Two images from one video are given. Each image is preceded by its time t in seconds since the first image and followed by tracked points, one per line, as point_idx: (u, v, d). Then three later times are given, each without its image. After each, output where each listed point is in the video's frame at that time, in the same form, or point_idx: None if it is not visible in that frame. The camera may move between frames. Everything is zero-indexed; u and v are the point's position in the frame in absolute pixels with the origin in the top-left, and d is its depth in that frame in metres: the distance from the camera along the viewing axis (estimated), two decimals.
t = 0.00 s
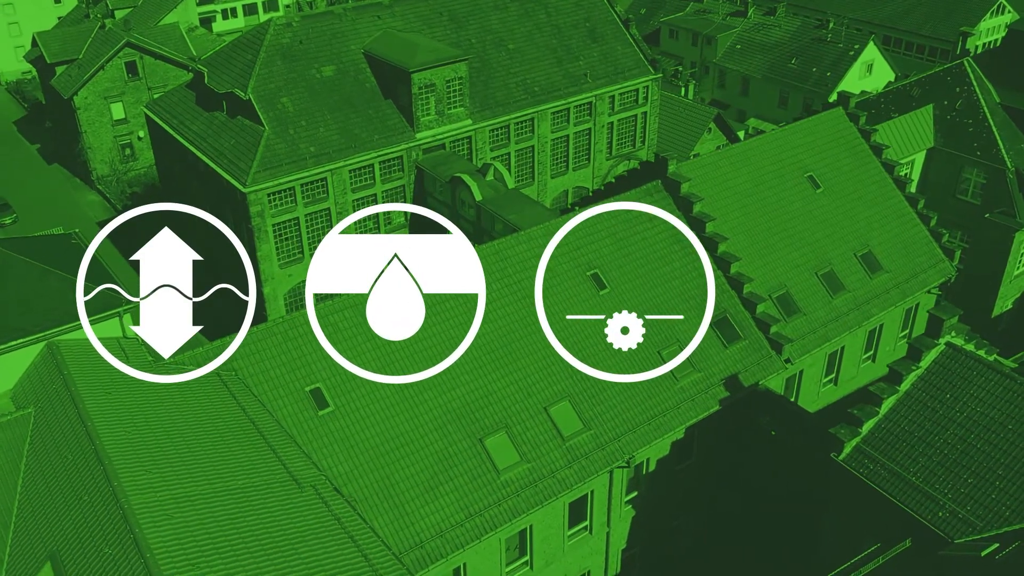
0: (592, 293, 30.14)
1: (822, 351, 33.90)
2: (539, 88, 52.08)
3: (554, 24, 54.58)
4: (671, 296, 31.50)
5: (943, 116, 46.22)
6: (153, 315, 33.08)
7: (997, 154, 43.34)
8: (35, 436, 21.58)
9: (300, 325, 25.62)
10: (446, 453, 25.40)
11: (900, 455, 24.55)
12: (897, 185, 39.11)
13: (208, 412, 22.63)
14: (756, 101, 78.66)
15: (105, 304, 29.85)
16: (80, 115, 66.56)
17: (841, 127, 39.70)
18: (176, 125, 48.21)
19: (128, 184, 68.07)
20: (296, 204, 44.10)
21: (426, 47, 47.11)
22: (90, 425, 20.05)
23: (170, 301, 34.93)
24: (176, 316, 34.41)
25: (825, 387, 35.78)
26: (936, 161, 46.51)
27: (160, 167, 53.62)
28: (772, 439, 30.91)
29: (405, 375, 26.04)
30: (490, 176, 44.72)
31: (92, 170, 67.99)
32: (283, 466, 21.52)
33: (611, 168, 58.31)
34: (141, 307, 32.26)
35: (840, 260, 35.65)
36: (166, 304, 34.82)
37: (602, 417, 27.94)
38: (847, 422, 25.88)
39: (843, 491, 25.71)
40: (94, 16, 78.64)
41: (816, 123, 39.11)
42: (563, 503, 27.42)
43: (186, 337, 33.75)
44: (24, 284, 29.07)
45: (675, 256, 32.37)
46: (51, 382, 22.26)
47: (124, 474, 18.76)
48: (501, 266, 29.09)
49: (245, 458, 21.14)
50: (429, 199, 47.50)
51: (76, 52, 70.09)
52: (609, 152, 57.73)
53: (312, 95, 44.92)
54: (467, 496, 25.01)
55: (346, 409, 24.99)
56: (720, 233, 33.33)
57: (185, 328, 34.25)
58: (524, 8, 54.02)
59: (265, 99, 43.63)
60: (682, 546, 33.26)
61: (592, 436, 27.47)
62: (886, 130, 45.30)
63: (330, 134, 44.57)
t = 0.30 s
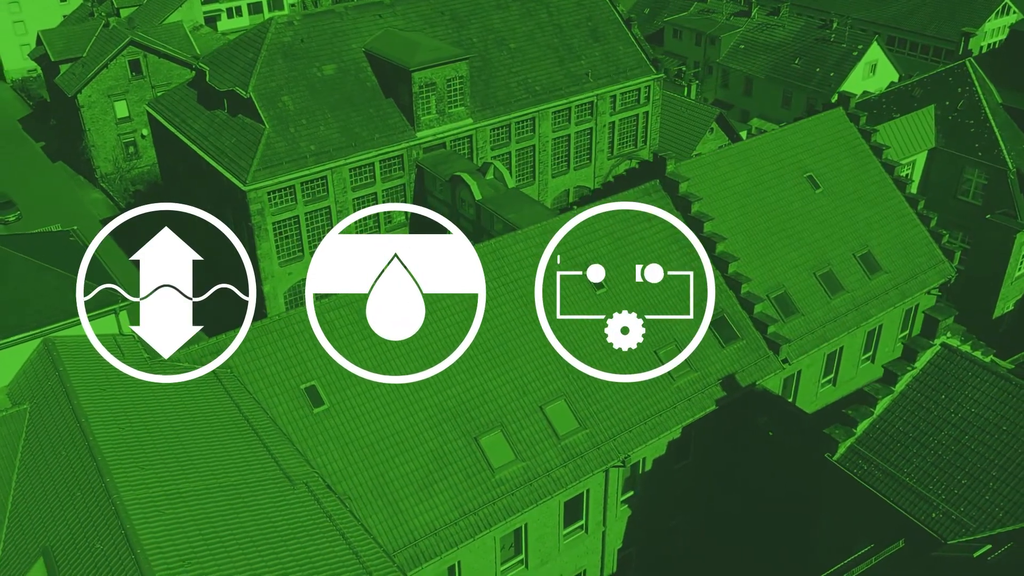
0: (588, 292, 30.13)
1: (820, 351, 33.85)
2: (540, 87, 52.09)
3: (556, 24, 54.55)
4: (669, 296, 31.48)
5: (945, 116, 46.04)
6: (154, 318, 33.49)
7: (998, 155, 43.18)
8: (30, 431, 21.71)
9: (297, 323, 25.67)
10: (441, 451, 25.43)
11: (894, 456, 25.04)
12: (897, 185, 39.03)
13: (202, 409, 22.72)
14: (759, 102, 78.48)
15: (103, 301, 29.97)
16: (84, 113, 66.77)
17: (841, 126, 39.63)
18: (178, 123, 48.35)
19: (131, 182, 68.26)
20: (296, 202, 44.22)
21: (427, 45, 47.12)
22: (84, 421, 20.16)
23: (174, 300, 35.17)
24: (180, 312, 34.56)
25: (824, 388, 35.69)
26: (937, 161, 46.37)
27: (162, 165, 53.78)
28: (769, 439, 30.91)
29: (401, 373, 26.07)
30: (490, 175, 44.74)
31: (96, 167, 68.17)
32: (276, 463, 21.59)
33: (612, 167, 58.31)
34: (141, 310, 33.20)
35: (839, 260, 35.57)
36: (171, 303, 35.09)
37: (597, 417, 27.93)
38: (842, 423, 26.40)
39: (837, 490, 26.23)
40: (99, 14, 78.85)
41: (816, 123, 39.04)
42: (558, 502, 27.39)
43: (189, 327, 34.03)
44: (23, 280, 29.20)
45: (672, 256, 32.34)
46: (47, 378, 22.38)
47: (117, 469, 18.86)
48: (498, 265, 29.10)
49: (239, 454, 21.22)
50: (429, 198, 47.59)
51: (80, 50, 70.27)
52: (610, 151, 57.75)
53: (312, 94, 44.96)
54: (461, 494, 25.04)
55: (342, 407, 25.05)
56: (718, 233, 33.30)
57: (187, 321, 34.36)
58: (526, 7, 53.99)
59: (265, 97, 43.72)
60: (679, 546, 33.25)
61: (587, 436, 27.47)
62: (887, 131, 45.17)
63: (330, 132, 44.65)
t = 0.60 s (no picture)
0: (585, 291, 30.13)
1: (819, 352, 33.77)
2: (541, 87, 52.09)
3: (558, 23, 54.51)
4: (666, 296, 31.46)
5: (947, 118, 45.86)
6: (154, 318, 33.67)
7: (1000, 157, 43.03)
8: (25, 428, 21.83)
9: (292, 321, 25.71)
10: (436, 450, 25.47)
11: (888, 457, 25.15)
12: (898, 186, 38.93)
13: (197, 406, 22.82)
14: (762, 102, 78.33)
15: (100, 298, 30.00)
16: (88, 111, 66.96)
17: (842, 127, 39.53)
18: (180, 122, 48.49)
19: (135, 180, 68.45)
20: (297, 201, 44.35)
21: (429, 45, 47.13)
22: (78, 417, 20.26)
23: (177, 298, 35.41)
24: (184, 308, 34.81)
25: (824, 389, 35.58)
26: (939, 162, 46.21)
27: (165, 164, 53.94)
28: (766, 439, 30.87)
29: (397, 371, 26.11)
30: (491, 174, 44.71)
31: (100, 165, 68.33)
32: (269, 460, 21.67)
33: (614, 167, 58.30)
34: (142, 310, 33.46)
35: (838, 261, 35.49)
36: (173, 301, 35.45)
37: (593, 416, 27.94)
38: (836, 424, 26.51)
39: (831, 491, 26.37)
40: (105, 13, 79.07)
41: (817, 123, 38.95)
42: (553, 501, 27.38)
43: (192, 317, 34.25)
44: (21, 277, 29.32)
45: (670, 256, 32.30)
46: (43, 374, 22.49)
47: (109, 464, 18.96)
48: (496, 264, 29.10)
49: (232, 451, 21.30)
50: (430, 197, 47.64)
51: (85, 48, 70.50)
52: (612, 152, 57.74)
53: (314, 93, 45.05)
54: (456, 493, 25.06)
55: (337, 404, 25.11)
56: (717, 233, 33.25)
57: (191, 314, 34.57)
58: (528, 6, 53.97)
59: (267, 96, 43.81)
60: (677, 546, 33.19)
61: (582, 435, 27.46)
62: (888, 131, 45.01)
63: (332, 131, 44.73)
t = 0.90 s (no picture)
0: (583, 291, 30.12)
1: (819, 353, 33.70)
2: (543, 86, 52.08)
3: (560, 23, 54.47)
4: (665, 296, 31.42)
5: (950, 118, 45.65)
6: (152, 317, 33.71)
7: (1002, 157, 42.86)
8: (21, 425, 21.92)
9: (289, 319, 25.75)
10: (432, 449, 25.48)
11: (884, 459, 25.13)
12: (899, 187, 38.83)
13: (192, 405, 22.88)
14: (766, 102, 78.18)
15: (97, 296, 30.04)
16: (92, 110, 67.17)
17: (843, 127, 39.44)
18: (182, 120, 48.62)
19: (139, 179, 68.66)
20: (297, 200, 44.44)
21: (430, 44, 47.13)
22: (73, 415, 20.30)
23: (177, 297, 35.64)
24: (184, 306, 34.96)
25: (823, 390, 35.49)
26: (941, 163, 46.05)
27: (167, 163, 54.09)
28: (764, 440, 30.80)
29: (394, 371, 26.13)
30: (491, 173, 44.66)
31: (104, 164, 68.52)
32: (263, 459, 21.68)
33: (616, 167, 58.23)
34: (142, 310, 33.50)
35: (838, 261, 35.41)
36: (172, 300, 35.53)
37: (590, 415, 27.92)
38: (833, 425, 26.51)
39: (828, 492, 26.34)
40: (110, 12, 79.29)
41: (817, 123, 38.87)
42: (549, 501, 27.37)
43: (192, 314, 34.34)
44: (20, 275, 29.44)
45: (669, 255, 32.27)
46: (39, 370, 22.59)
47: (102, 462, 18.98)
48: (493, 263, 29.11)
49: (226, 450, 21.31)
50: (431, 196, 47.68)
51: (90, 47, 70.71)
52: (614, 151, 57.68)
53: (315, 91, 45.11)
54: (451, 492, 25.07)
55: (334, 403, 25.14)
56: (716, 233, 33.21)
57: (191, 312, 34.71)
58: (530, 6, 53.93)
59: (268, 95, 43.88)
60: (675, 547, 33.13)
61: (579, 435, 27.45)
62: (889, 132, 44.89)
63: (332, 130, 44.79)
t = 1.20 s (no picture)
0: (581, 290, 30.08)
1: (818, 354, 33.60)
2: (545, 86, 52.02)
3: (562, 22, 54.39)
4: (662, 296, 31.36)
5: (953, 118, 45.31)
6: (151, 317, 33.80)
7: (1004, 158, 42.57)
8: (15, 421, 22.00)
9: (284, 317, 25.77)
10: (428, 447, 25.48)
11: (879, 460, 25.09)
12: (901, 187, 38.69)
13: (186, 403, 22.92)
14: (770, 102, 78.00)
15: (95, 294, 30.11)
16: (97, 108, 67.36)
17: (843, 127, 39.31)
18: (184, 119, 48.75)
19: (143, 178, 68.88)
20: (297, 198, 44.52)
21: (431, 43, 47.11)
22: (66, 412, 20.35)
23: (177, 296, 35.76)
24: (184, 305, 35.09)
25: (823, 390, 35.38)
26: (944, 163, 45.87)
27: (170, 161, 54.24)
28: (762, 440, 30.73)
29: (390, 369, 26.14)
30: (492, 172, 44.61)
31: (109, 162, 68.74)
32: (256, 457, 21.70)
33: (618, 167, 58.17)
34: (141, 309, 33.64)
35: (838, 262, 35.29)
36: (172, 300, 35.64)
37: (585, 414, 27.89)
38: (828, 425, 26.49)
39: (825, 492, 26.29)
40: (116, 10, 79.49)
41: (818, 123, 38.75)
42: (545, 500, 27.35)
43: (192, 313, 34.46)
44: (19, 272, 29.55)
45: (667, 255, 32.18)
46: (34, 367, 22.67)
47: (94, 459, 19.02)
48: (490, 262, 29.08)
49: (219, 448, 21.33)
50: (432, 196, 47.70)
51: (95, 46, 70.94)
52: (616, 151, 57.61)
53: (316, 90, 45.16)
54: (446, 490, 25.07)
55: (329, 401, 25.15)
56: (714, 233, 33.13)
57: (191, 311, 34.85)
58: (532, 5, 53.86)
59: (269, 93, 43.94)
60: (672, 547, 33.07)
61: (575, 434, 27.43)
62: (890, 133, 44.75)
63: (333, 129, 44.82)
